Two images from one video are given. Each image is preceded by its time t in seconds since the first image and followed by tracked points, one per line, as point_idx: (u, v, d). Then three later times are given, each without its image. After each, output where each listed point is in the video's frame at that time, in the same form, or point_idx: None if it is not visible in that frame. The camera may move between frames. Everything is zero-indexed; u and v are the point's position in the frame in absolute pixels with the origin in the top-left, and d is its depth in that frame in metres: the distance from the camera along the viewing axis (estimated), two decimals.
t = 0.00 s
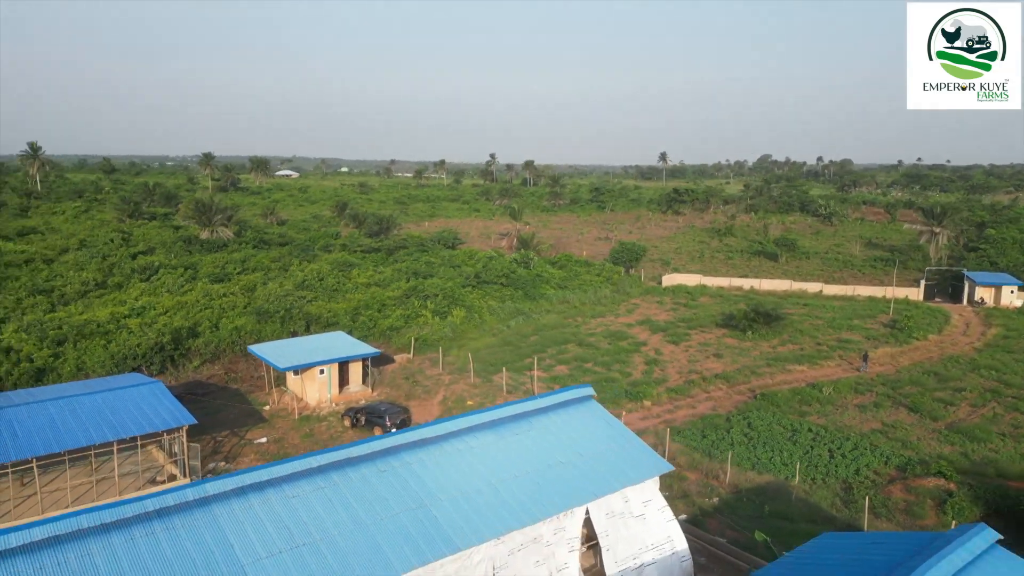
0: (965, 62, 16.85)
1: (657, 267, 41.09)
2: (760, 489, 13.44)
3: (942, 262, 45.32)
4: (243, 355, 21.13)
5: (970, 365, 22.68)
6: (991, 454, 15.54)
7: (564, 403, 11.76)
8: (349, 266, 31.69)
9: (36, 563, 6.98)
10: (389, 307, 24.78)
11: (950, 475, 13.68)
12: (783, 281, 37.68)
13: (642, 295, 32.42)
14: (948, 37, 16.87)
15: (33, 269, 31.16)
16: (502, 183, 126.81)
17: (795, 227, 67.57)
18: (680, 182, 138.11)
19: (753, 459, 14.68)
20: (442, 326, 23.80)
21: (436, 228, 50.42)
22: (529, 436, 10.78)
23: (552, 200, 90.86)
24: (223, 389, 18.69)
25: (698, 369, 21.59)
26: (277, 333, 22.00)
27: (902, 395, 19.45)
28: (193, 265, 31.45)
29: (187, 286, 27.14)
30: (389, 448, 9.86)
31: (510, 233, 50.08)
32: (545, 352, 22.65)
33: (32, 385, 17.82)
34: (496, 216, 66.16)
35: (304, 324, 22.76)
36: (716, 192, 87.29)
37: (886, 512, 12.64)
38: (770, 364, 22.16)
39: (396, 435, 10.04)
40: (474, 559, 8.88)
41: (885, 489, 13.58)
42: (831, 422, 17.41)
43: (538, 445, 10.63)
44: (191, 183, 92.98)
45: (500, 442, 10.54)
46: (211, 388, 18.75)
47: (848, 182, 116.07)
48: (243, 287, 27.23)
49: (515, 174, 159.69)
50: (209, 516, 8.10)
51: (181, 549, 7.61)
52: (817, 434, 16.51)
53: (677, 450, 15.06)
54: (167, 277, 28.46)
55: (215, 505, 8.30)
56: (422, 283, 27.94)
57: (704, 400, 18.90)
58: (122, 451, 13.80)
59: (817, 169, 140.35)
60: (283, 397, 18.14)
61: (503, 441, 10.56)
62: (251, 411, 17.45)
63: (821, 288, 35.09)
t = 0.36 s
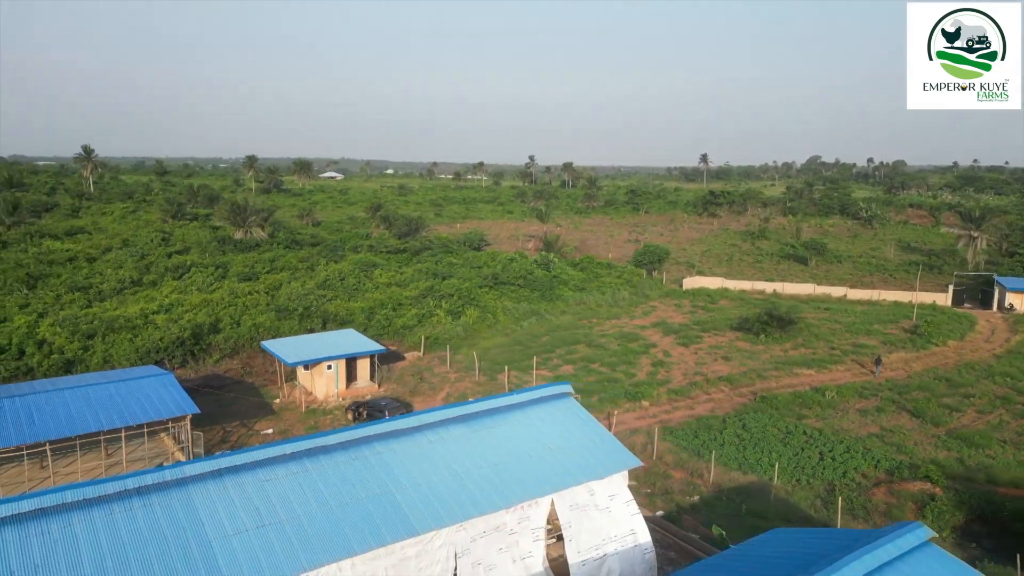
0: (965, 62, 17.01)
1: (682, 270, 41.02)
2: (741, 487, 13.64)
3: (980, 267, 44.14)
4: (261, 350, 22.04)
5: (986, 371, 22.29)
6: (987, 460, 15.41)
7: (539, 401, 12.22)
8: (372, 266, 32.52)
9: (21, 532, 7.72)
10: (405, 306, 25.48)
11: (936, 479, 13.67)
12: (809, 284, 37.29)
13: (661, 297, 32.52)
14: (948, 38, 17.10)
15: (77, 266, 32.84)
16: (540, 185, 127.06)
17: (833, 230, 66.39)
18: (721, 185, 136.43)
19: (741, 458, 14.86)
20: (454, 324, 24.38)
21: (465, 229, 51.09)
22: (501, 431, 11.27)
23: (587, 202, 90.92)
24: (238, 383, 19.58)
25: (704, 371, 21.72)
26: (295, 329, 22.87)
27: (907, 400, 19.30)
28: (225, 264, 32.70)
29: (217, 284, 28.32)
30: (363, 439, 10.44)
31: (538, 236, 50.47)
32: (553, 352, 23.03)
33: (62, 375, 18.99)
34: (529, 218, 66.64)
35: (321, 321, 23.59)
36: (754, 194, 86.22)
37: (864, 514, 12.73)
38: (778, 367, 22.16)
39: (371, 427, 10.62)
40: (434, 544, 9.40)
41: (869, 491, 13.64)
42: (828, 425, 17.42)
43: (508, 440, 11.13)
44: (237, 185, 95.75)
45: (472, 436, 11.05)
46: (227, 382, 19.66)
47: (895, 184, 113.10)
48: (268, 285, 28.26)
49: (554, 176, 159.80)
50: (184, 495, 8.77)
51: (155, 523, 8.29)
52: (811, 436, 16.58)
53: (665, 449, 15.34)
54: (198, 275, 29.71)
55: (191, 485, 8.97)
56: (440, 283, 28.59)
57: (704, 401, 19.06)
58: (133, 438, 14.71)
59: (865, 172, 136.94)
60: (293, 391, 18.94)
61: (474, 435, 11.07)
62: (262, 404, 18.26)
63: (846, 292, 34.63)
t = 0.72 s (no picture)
0: (965, 62, 17.06)
1: (707, 275, 40.88)
2: (720, 488, 13.88)
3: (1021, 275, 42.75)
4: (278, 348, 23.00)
5: (1000, 380, 21.84)
6: (979, 468, 15.28)
7: (516, 398, 12.68)
8: (395, 268, 33.37)
9: (11, 505, 8.52)
10: (420, 308, 26.19)
11: (918, 485, 13.68)
12: (835, 291, 36.82)
13: (680, 302, 32.59)
14: (947, 38, 17.18)
15: (118, 266, 34.54)
16: (581, 190, 127.08)
17: (872, 236, 64.96)
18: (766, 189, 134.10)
19: (725, 459, 15.08)
20: (466, 326, 24.99)
21: (495, 233, 51.71)
22: (474, 427, 11.78)
23: (624, 207, 90.73)
24: (253, 379, 20.52)
25: (708, 374, 21.86)
26: (312, 328, 23.79)
27: (910, 407, 19.13)
28: (256, 265, 33.97)
29: (245, 284, 29.50)
30: (338, 431, 11.07)
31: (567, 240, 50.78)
32: (560, 354, 23.44)
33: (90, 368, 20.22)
34: (562, 223, 66.95)
35: (337, 321, 24.46)
36: (795, 198, 84.83)
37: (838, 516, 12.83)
38: (784, 373, 22.13)
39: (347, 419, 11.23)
40: (397, 530, 9.96)
41: (849, 495, 13.74)
42: (823, 430, 17.45)
43: (479, 435, 11.64)
44: (282, 190, 98.23)
45: (445, 430, 11.58)
46: (243, 378, 20.62)
47: (947, 189, 109.53)
48: (292, 286, 29.33)
49: (596, 179, 159.35)
50: (164, 477, 9.50)
51: (134, 501, 9.02)
52: (802, 441, 16.64)
53: (652, 449, 15.65)
54: (228, 276, 30.96)
55: (171, 468, 9.69)
56: (457, 285, 29.22)
57: (702, 404, 19.24)
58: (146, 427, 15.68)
59: (917, 177, 132.93)
60: (303, 388, 19.78)
61: (447, 430, 11.60)
62: (272, 399, 19.13)
63: (871, 299, 34.09)
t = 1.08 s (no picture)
0: (965, 62, 17.04)
1: (732, 280, 40.69)
2: (700, 487, 14.16)
3: None
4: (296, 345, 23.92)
5: (1014, 388, 21.44)
6: (969, 475, 15.19)
7: (497, 393, 13.18)
8: (417, 270, 34.18)
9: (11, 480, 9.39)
10: (435, 309, 26.88)
11: (899, 488, 13.75)
12: (861, 297, 36.33)
13: (698, 306, 32.62)
14: (947, 39, 17.18)
15: (156, 266, 36.16)
16: (619, 195, 126.67)
17: (913, 242, 63.43)
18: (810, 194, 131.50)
19: (711, 459, 15.33)
20: (478, 326, 25.58)
21: (523, 238, 52.23)
22: (452, 420, 12.33)
23: (660, 212, 90.28)
24: (268, 374, 21.46)
25: (712, 377, 22.01)
26: (329, 327, 24.68)
27: (912, 413, 18.99)
28: (285, 267, 35.13)
29: (271, 285, 30.62)
30: (320, 420, 11.73)
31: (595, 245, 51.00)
32: (567, 356, 23.84)
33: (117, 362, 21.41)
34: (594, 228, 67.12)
35: (354, 321, 25.31)
36: (835, 202, 83.32)
37: (812, 516, 13.01)
38: (790, 377, 22.13)
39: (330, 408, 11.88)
40: (367, 514, 10.54)
41: (829, 496, 13.89)
42: (817, 434, 17.50)
43: (455, 428, 12.16)
44: (323, 194, 100.45)
45: (423, 422, 12.16)
46: (259, 373, 21.57)
47: (999, 194, 105.82)
48: (315, 287, 30.34)
49: (636, 184, 158.47)
50: (151, 458, 10.28)
51: (121, 479, 9.81)
52: (794, 444, 16.75)
53: (640, 449, 15.96)
54: (257, 277, 32.13)
55: (160, 450, 10.48)
56: (474, 287, 29.84)
57: (701, 406, 19.45)
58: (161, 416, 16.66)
59: (970, 182, 128.73)
60: (313, 384, 20.63)
61: (425, 422, 12.17)
62: (283, 394, 20.01)
63: (896, 305, 33.56)
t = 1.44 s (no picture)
0: (965, 62, 16.92)
1: (757, 284, 40.38)
2: (680, 485, 14.42)
3: None
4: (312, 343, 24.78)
5: None
6: (959, 480, 15.10)
7: (478, 390, 13.69)
8: (439, 272, 34.90)
9: (13, 459, 10.28)
10: (449, 309, 27.51)
11: (881, 491, 13.81)
12: (888, 303, 35.74)
13: (717, 310, 32.58)
14: (947, 39, 17.11)
15: (191, 266, 37.72)
16: (659, 198, 125.83)
17: (955, 248, 61.74)
18: (856, 198, 128.48)
19: (697, 459, 15.57)
20: (489, 327, 26.10)
21: (552, 241, 52.61)
22: (432, 414, 12.88)
23: (696, 216, 89.60)
24: (283, 370, 22.35)
25: (716, 379, 22.12)
26: (345, 326, 25.51)
27: (913, 419, 18.83)
28: (312, 268, 36.24)
29: (296, 285, 31.69)
30: (305, 411, 12.41)
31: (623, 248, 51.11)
32: (575, 357, 24.19)
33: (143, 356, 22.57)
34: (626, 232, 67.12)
35: (369, 320, 26.09)
36: (877, 207, 81.51)
37: (787, 515, 13.16)
38: (796, 381, 22.08)
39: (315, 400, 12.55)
40: (341, 500, 11.16)
41: (809, 497, 14.03)
42: (811, 437, 17.54)
43: (434, 422, 12.72)
44: (363, 198, 102.34)
45: (403, 415, 12.74)
46: (274, 369, 22.48)
47: None
48: (338, 288, 31.27)
49: (679, 188, 157.04)
50: (143, 442, 11.08)
51: (113, 461, 10.62)
52: (785, 446, 16.83)
53: (628, 447, 16.28)
54: (284, 277, 33.25)
55: (151, 435, 11.28)
56: (490, 289, 30.38)
57: (700, 408, 19.62)
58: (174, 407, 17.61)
59: None
60: (324, 379, 21.43)
61: (405, 415, 12.75)
62: (295, 389, 20.85)
63: (921, 312, 32.94)
